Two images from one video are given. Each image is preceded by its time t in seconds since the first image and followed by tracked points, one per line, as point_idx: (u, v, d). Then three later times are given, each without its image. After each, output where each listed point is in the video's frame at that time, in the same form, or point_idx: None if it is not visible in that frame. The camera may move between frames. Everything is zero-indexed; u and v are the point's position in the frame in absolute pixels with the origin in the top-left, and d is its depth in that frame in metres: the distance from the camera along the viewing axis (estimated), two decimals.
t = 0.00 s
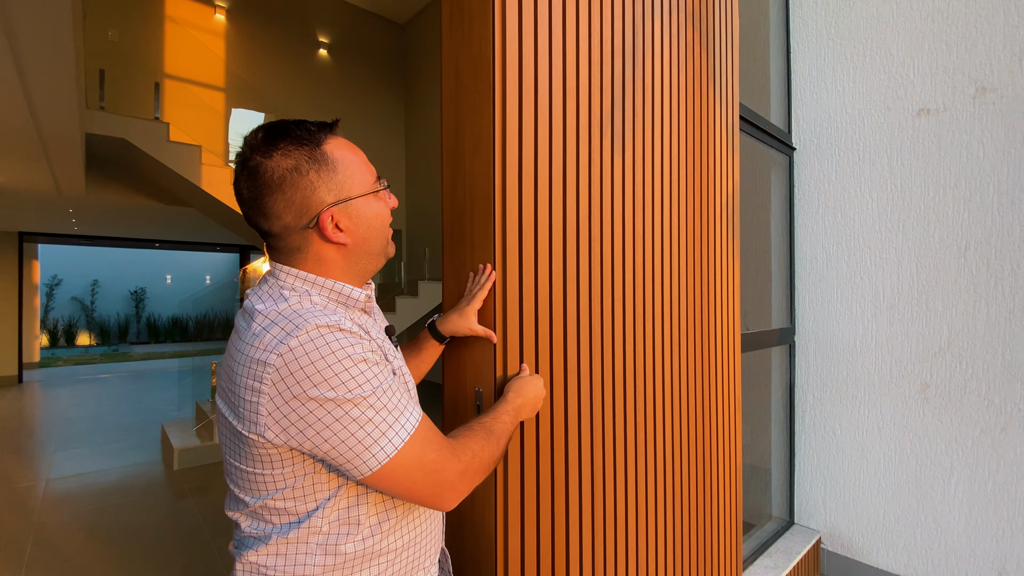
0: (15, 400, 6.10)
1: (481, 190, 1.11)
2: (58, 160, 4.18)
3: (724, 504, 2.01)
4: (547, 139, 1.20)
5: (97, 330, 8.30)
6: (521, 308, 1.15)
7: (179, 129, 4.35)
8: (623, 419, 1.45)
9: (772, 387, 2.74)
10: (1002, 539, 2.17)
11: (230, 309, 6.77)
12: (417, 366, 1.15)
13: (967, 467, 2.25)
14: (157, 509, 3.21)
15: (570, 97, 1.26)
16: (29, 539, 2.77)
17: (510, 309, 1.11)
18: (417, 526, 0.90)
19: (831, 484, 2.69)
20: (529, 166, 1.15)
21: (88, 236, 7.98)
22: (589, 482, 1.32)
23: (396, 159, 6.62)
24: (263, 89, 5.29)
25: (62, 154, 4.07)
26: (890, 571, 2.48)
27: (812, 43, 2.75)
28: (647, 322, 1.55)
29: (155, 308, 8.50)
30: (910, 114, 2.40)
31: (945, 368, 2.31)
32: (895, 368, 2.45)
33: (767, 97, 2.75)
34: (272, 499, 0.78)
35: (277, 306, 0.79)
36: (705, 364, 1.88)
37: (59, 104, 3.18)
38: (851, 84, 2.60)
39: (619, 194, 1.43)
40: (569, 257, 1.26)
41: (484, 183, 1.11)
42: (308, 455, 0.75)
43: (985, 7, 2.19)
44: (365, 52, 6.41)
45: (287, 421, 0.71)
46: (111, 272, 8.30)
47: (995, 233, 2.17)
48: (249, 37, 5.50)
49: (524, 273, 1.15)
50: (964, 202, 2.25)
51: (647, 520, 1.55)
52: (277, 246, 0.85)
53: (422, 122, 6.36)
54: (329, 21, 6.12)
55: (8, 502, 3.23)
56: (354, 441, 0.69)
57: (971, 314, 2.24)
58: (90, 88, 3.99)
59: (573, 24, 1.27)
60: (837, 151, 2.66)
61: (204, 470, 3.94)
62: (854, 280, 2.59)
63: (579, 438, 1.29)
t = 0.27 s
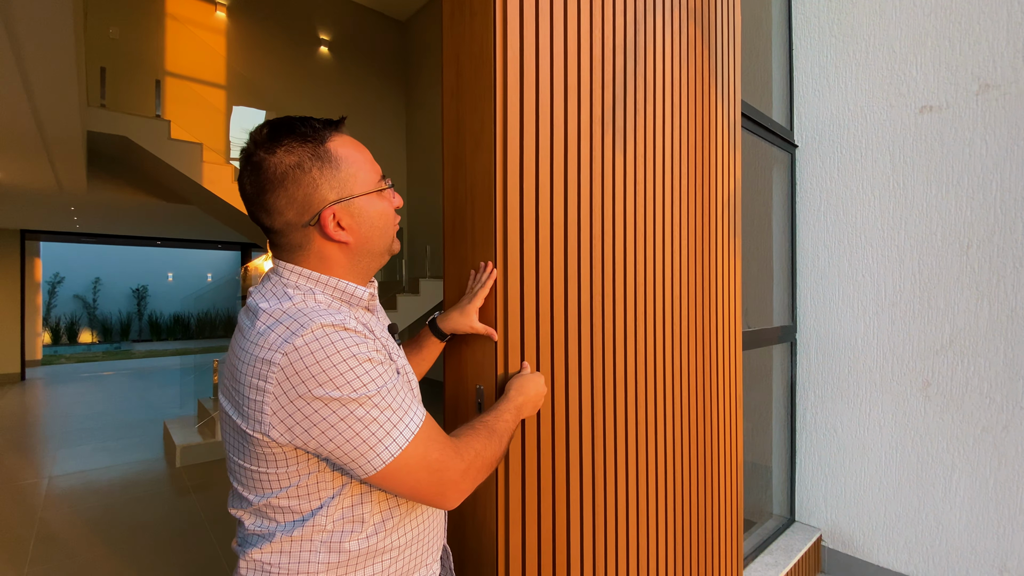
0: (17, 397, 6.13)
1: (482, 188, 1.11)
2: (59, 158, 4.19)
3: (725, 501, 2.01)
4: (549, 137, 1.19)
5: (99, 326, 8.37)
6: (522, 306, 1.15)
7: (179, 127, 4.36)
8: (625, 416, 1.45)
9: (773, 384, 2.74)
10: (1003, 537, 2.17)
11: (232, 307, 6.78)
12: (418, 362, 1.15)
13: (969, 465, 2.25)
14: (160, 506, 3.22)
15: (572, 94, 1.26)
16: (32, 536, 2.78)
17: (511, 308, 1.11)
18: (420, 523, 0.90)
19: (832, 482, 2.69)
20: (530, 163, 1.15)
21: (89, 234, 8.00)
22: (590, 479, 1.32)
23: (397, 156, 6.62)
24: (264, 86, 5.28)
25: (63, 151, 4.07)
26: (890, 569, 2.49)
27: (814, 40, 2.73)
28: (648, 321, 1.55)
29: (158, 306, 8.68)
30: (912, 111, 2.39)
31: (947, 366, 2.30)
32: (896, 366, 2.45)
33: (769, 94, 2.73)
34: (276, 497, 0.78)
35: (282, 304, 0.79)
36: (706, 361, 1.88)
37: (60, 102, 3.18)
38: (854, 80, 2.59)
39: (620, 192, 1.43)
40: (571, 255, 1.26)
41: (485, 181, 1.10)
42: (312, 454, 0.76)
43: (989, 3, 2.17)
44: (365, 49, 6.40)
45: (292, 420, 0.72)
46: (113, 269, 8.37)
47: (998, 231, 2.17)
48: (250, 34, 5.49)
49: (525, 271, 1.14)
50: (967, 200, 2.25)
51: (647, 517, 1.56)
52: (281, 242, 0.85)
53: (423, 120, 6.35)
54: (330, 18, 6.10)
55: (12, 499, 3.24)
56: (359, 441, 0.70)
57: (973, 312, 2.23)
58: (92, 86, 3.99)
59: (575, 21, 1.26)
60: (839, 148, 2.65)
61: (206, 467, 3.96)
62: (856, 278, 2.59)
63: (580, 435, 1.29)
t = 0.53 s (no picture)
0: (19, 395, 6.14)
1: (482, 185, 1.11)
2: (60, 156, 4.19)
3: (725, 498, 2.01)
4: (548, 133, 1.19)
5: (100, 325, 8.29)
6: (522, 303, 1.15)
7: (180, 125, 4.36)
8: (625, 412, 1.46)
9: (773, 382, 2.74)
10: (1002, 534, 2.17)
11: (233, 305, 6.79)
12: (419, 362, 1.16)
13: (969, 462, 2.25)
14: (161, 503, 3.23)
15: (571, 91, 1.26)
16: (34, 532, 2.80)
17: (510, 306, 1.11)
18: (421, 520, 0.90)
19: (831, 480, 2.69)
20: (529, 160, 1.15)
21: (90, 232, 8.01)
22: (590, 475, 1.32)
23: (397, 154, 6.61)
24: (264, 84, 5.28)
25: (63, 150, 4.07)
26: (890, 566, 2.49)
27: (815, 37, 2.73)
28: (648, 318, 1.55)
29: (158, 304, 8.57)
30: (913, 109, 2.39)
31: (947, 364, 2.30)
32: (896, 363, 2.45)
33: (769, 91, 2.73)
34: (278, 493, 0.78)
35: (282, 299, 0.80)
36: (705, 359, 1.88)
37: (61, 100, 3.18)
38: (854, 78, 2.59)
39: (620, 190, 1.43)
40: (571, 252, 1.26)
41: (484, 178, 1.11)
42: (312, 448, 0.76)
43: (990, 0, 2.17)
44: (365, 47, 6.39)
45: (291, 413, 0.72)
46: (113, 267, 8.28)
47: (998, 228, 2.17)
48: (250, 32, 5.49)
49: (524, 268, 1.14)
50: (967, 197, 2.24)
51: (647, 514, 1.56)
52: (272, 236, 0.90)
53: (423, 118, 6.35)
54: (329, 16, 6.09)
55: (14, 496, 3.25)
56: (357, 433, 0.70)
57: (973, 309, 2.23)
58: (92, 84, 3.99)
59: (574, 18, 1.26)
60: (839, 145, 2.65)
61: (207, 464, 3.97)
62: (856, 276, 2.58)
63: (580, 432, 1.29)
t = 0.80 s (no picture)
0: (19, 392, 6.15)
1: (480, 182, 1.11)
2: (59, 154, 4.19)
3: (723, 496, 2.02)
4: (546, 131, 1.19)
5: (99, 323, 7.86)
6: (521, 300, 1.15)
7: (179, 123, 4.36)
8: (623, 411, 1.46)
9: (772, 380, 2.75)
10: (1000, 531, 2.18)
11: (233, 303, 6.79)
12: (427, 367, 1.14)
13: (967, 460, 2.26)
14: (161, 500, 3.24)
15: (570, 89, 1.25)
16: (34, 530, 2.80)
17: (509, 303, 1.11)
18: (419, 516, 0.90)
19: (830, 477, 2.70)
20: (528, 158, 1.14)
21: (89, 230, 8.02)
22: (588, 473, 1.32)
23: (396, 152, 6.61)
24: (263, 82, 5.28)
25: (62, 147, 4.07)
26: (889, 564, 2.49)
27: (816, 34, 2.72)
28: (647, 316, 1.55)
29: (159, 301, 7.96)
30: (913, 107, 2.38)
31: (946, 362, 2.31)
32: (895, 361, 2.45)
33: (769, 89, 2.72)
34: (275, 487, 0.79)
35: (281, 294, 0.80)
36: (705, 357, 1.88)
37: (60, 98, 3.18)
38: (854, 75, 2.58)
39: (620, 188, 1.43)
40: (569, 249, 1.26)
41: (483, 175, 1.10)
42: (308, 442, 0.76)
43: None
44: (365, 44, 6.38)
45: (288, 407, 0.72)
46: (113, 266, 7.95)
47: (997, 226, 2.17)
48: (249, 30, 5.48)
49: (523, 266, 1.14)
50: (967, 196, 2.24)
51: (646, 511, 1.56)
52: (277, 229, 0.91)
53: (423, 116, 6.34)
54: (329, 13, 6.09)
55: (14, 493, 3.26)
56: (353, 428, 0.70)
57: (972, 308, 2.24)
58: (90, 82, 3.99)
59: (573, 15, 1.26)
60: (839, 143, 2.64)
61: (207, 462, 3.97)
62: (855, 274, 2.59)
63: (578, 430, 1.29)
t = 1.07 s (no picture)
0: (19, 391, 6.16)
1: (479, 180, 1.11)
2: (58, 152, 4.19)
3: (723, 494, 2.02)
4: (545, 128, 1.19)
5: (99, 321, 8.04)
6: (519, 298, 1.15)
7: (178, 121, 4.36)
8: (621, 410, 1.46)
9: (772, 379, 2.75)
10: (999, 530, 2.18)
11: (232, 302, 6.80)
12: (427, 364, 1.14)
13: (965, 458, 2.26)
14: (160, 499, 3.24)
15: (569, 86, 1.25)
16: (34, 528, 2.81)
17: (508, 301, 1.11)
18: (419, 513, 0.90)
19: (830, 476, 2.70)
20: (527, 155, 1.14)
21: (89, 228, 8.02)
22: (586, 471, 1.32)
23: (396, 150, 6.60)
24: (262, 80, 5.27)
25: (61, 145, 4.07)
26: (887, 562, 2.50)
27: (816, 33, 2.72)
28: (646, 315, 1.55)
29: (158, 300, 8.03)
30: (913, 105, 2.38)
31: (945, 360, 2.31)
32: (895, 360, 2.45)
33: (769, 88, 2.72)
34: (275, 483, 0.79)
35: (282, 291, 0.80)
36: (705, 355, 1.88)
37: (59, 96, 3.18)
38: (854, 73, 2.58)
39: (619, 186, 1.43)
40: (568, 247, 1.26)
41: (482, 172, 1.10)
42: (309, 439, 0.76)
43: None
44: (364, 43, 6.37)
45: (288, 403, 0.72)
46: (113, 264, 8.02)
47: (996, 225, 2.17)
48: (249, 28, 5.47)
49: (522, 263, 1.14)
50: (966, 194, 2.24)
51: (645, 509, 1.56)
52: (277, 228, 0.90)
53: (423, 114, 6.33)
54: (328, 11, 6.07)
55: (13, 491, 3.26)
56: (353, 425, 0.70)
57: (971, 306, 2.24)
58: (89, 80, 3.98)
59: (572, 12, 1.26)
60: (839, 141, 2.64)
61: (207, 460, 3.98)
62: (855, 272, 2.58)
63: (577, 427, 1.29)
